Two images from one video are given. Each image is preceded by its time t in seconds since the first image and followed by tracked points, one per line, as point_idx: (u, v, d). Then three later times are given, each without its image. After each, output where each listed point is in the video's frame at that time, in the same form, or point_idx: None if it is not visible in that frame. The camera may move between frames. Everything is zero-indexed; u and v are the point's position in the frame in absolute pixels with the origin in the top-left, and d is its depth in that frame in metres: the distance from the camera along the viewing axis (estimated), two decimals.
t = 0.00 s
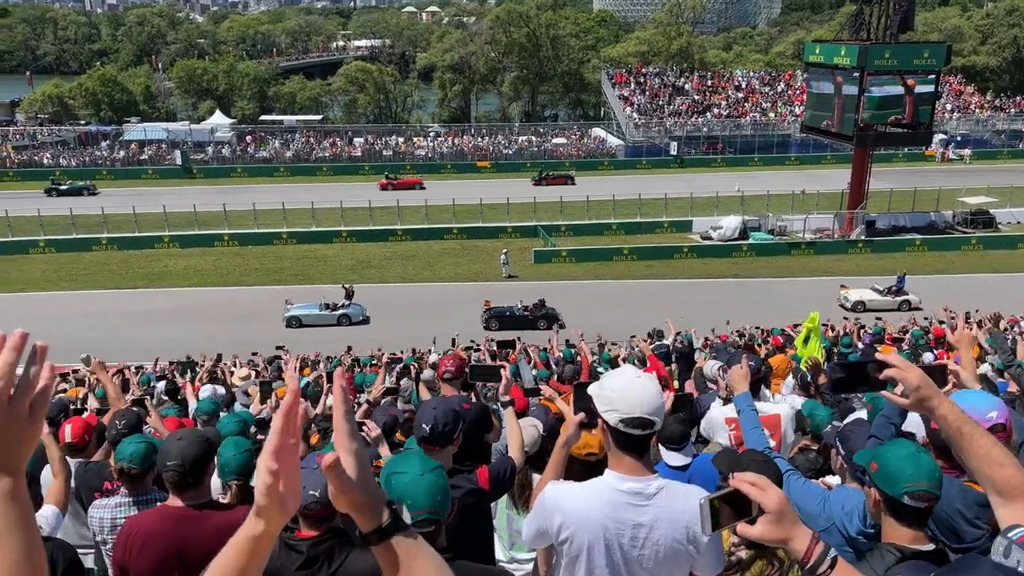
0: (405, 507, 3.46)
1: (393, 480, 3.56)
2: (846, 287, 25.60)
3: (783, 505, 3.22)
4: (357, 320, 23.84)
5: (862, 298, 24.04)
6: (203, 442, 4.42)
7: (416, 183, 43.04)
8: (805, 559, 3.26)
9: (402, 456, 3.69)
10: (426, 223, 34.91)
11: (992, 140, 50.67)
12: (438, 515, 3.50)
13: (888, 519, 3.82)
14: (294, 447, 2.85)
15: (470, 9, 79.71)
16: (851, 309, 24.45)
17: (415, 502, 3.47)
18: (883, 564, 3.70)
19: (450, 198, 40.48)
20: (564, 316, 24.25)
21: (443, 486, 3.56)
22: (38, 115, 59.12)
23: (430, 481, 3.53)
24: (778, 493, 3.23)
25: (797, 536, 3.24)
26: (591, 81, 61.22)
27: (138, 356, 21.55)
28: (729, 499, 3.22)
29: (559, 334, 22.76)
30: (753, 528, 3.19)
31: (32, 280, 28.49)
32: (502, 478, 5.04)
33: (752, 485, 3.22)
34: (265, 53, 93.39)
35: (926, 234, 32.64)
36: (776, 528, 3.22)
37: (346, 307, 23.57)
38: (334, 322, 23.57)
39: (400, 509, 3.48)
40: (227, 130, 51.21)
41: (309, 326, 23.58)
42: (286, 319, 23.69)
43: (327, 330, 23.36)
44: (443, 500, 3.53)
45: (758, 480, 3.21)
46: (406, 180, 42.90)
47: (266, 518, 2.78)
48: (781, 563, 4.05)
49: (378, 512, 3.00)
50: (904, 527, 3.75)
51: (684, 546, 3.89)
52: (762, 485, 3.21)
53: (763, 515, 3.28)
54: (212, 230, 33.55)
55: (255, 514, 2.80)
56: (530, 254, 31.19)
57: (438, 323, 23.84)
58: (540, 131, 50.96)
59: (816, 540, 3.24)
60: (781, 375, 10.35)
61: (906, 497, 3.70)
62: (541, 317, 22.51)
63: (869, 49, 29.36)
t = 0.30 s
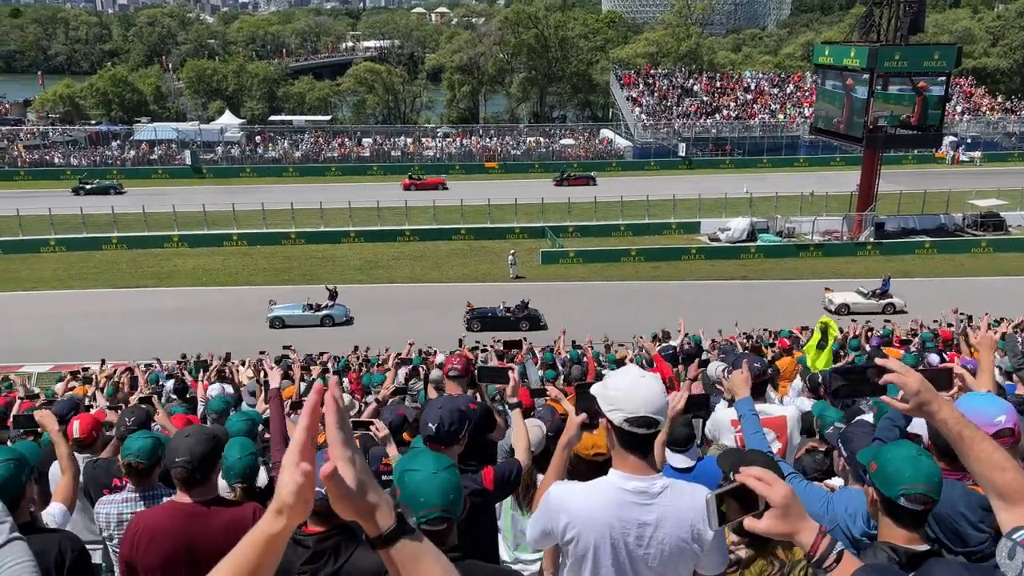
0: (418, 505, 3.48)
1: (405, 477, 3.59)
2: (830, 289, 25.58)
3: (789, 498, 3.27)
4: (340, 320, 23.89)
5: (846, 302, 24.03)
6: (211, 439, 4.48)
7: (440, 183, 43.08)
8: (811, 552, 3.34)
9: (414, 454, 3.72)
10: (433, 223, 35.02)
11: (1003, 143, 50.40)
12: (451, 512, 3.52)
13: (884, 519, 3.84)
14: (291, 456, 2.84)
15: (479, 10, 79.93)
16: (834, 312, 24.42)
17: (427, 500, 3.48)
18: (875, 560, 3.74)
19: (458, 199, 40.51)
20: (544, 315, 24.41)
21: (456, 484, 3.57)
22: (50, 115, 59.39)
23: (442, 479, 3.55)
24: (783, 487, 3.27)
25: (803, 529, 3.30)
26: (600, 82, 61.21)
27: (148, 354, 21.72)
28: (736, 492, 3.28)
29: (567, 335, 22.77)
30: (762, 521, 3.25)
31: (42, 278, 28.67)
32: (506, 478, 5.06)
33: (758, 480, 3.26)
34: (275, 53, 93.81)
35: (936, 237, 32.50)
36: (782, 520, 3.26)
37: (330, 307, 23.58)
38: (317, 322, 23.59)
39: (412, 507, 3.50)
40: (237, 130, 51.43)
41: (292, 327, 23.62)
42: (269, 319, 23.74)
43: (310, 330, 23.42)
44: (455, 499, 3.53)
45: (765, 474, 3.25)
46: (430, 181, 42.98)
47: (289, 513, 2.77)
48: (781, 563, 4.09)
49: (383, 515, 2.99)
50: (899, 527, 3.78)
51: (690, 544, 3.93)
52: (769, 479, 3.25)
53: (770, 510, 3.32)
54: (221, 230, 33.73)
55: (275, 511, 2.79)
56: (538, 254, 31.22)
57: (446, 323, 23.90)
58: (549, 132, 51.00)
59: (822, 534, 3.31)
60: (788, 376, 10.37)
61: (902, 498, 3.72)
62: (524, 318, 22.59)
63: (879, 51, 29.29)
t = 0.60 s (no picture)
0: (434, 503, 3.48)
1: (426, 474, 3.59)
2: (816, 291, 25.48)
3: (790, 491, 3.26)
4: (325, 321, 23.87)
5: (833, 304, 23.91)
6: (221, 437, 4.49)
7: (464, 183, 43.08)
8: (812, 543, 3.33)
9: (435, 452, 3.71)
10: (444, 223, 35.05)
11: (1018, 144, 50.00)
12: (466, 513, 3.50)
13: (874, 523, 3.82)
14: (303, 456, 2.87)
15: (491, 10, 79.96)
16: (821, 314, 24.33)
17: (442, 498, 3.47)
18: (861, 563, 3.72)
19: (468, 198, 40.49)
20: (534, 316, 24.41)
21: (472, 483, 3.55)
22: (63, 113, 59.59)
23: (458, 478, 3.53)
24: (784, 480, 3.27)
25: (804, 522, 3.29)
26: (611, 83, 61.09)
27: (159, 353, 21.80)
28: (737, 486, 3.27)
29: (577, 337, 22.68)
30: (761, 517, 3.25)
31: (55, 277, 28.84)
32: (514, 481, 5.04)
33: (759, 474, 3.27)
34: (286, 53, 94.05)
35: (949, 239, 32.26)
36: (783, 518, 3.28)
37: (315, 308, 23.57)
38: (303, 323, 23.58)
39: (427, 505, 3.50)
40: (249, 130, 51.61)
41: (277, 327, 23.63)
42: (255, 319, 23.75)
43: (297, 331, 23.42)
44: (471, 500, 3.52)
45: (764, 468, 3.26)
46: (455, 180, 42.97)
47: (300, 505, 2.80)
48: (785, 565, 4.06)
49: (376, 517, 2.95)
50: (890, 529, 3.74)
51: (700, 543, 3.90)
52: (769, 472, 3.26)
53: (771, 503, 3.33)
54: (233, 229, 33.85)
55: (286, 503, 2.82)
56: (548, 255, 31.17)
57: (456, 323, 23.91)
58: (560, 133, 50.94)
59: (823, 527, 3.30)
60: (798, 379, 10.26)
61: (894, 503, 3.69)
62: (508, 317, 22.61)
63: (893, 52, 29.10)
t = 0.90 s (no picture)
0: (472, 502, 3.50)
1: (469, 471, 3.60)
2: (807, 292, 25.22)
3: (788, 505, 3.29)
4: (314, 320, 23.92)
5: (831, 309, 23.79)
6: (237, 436, 4.53)
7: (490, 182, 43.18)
8: (811, 555, 3.39)
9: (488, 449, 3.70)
10: (457, 223, 35.09)
11: None
12: (504, 517, 3.49)
13: (874, 530, 3.78)
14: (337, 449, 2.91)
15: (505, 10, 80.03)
16: (810, 316, 24.11)
17: (480, 499, 3.48)
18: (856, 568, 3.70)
19: (482, 198, 40.52)
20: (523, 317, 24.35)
21: (523, 481, 3.52)
22: (81, 112, 59.91)
23: (501, 481, 3.49)
24: (783, 493, 3.30)
25: (803, 534, 3.35)
26: (626, 83, 60.88)
27: (174, 350, 21.94)
28: (739, 498, 3.27)
29: (591, 338, 22.67)
30: (759, 530, 3.31)
31: (71, 274, 29.09)
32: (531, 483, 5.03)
33: (758, 487, 3.28)
34: (301, 52, 94.31)
35: (966, 241, 32.00)
36: (781, 529, 3.32)
37: (304, 307, 23.60)
38: (292, 321, 23.62)
39: (467, 503, 3.52)
40: (264, 129, 51.82)
41: (266, 326, 23.65)
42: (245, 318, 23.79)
43: (286, 330, 23.44)
44: (510, 504, 3.48)
45: (764, 481, 3.27)
46: (481, 180, 43.03)
47: (321, 501, 2.74)
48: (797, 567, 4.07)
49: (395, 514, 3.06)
50: (889, 537, 3.71)
51: (713, 547, 3.91)
52: (769, 486, 3.27)
53: (771, 516, 3.37)
54: (247, 227, 34.03)
55: (308, 499, 2.76)
56: (562, 255, 31.15)
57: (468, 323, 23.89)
58: (574, 133, 50.89)
59: (821, 538, 3.36)
60: (812, 382, 10.16)
61: (891, 510, 3.63)
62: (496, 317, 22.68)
63: (910, 53, 28.88)
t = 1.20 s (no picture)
0: (518, 498, 3.49)
1: (517, 467, 3.63)
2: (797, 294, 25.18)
3: (804, 505, 3.33)
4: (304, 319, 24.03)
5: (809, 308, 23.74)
6: (258, 430, 4.54)
7: (520, 182, 43.11)
8: (828, 554, 3.44)
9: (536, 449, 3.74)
10: (471, 223, 35.13)
11: None
12: (548, 515, 3.47)
13: (881, 530, 3.68)
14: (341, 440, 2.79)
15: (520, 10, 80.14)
16: (798, 319, 24.05)
17: (524, 495, 3.48)
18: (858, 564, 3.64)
19: (497, 198, 40.56)
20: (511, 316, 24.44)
21: (563, 481, 3.54)
22: (98, 111, 60.41)
23: (546, 478, 3.51)
24: (800, 493, 3.33)
25: (820, 534, 3.38)
26: (640, 83, 60.77)
27: (191, 347, 22.11)
28: (754, 499, 3.29)
29: (604, 339, 22.62)
30: (776, 529, 3.35)
31: (88, 272, 29.33)
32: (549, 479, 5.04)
33: (775, 487, 3.32)
34: (316, 52, 94.63)
35: (983, 244, 31.72)
36: (799, 528, 3.35)
37: (293, 307, 23.71)
38: (281, 321, 23.70)
39: (512, 498, 3.54)
40: (279, 128, 51.99)
41: (255, 325, 23.69)
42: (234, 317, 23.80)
43: (275, 329, 23.50)
44: (554, 504, 3.47)
45: (780, 482, 3.31)
46: (511, 180, 43.00)
47: (344, 488, 2.73)
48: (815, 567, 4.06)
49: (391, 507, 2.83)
50: (896, 538, 3.60)
51: (732, 547, 3.95)
52: (785, 486, 3.31)
53: (787, 516, 3.39)
54: (262, 226, 34.22)
55: (332, 488, 2.75)
56: (575, 255, 31.13)
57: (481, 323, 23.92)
58: (587, 133, 50.87)
59: (838, 538, 3.40)
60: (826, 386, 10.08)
61: (900, 510, 3.53)
62: (484, 317, 22.85)
63: (927, 53, 28.63)
